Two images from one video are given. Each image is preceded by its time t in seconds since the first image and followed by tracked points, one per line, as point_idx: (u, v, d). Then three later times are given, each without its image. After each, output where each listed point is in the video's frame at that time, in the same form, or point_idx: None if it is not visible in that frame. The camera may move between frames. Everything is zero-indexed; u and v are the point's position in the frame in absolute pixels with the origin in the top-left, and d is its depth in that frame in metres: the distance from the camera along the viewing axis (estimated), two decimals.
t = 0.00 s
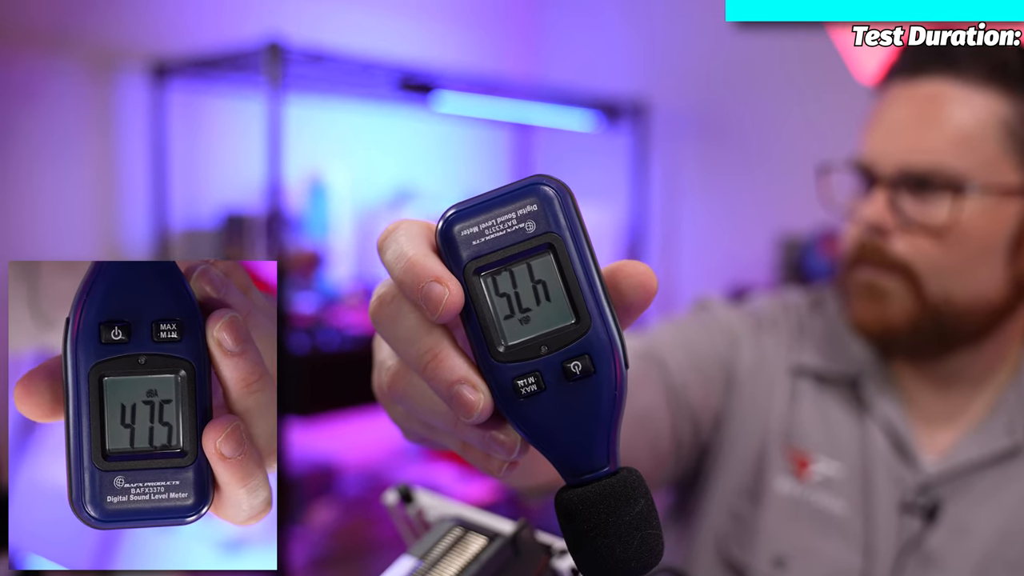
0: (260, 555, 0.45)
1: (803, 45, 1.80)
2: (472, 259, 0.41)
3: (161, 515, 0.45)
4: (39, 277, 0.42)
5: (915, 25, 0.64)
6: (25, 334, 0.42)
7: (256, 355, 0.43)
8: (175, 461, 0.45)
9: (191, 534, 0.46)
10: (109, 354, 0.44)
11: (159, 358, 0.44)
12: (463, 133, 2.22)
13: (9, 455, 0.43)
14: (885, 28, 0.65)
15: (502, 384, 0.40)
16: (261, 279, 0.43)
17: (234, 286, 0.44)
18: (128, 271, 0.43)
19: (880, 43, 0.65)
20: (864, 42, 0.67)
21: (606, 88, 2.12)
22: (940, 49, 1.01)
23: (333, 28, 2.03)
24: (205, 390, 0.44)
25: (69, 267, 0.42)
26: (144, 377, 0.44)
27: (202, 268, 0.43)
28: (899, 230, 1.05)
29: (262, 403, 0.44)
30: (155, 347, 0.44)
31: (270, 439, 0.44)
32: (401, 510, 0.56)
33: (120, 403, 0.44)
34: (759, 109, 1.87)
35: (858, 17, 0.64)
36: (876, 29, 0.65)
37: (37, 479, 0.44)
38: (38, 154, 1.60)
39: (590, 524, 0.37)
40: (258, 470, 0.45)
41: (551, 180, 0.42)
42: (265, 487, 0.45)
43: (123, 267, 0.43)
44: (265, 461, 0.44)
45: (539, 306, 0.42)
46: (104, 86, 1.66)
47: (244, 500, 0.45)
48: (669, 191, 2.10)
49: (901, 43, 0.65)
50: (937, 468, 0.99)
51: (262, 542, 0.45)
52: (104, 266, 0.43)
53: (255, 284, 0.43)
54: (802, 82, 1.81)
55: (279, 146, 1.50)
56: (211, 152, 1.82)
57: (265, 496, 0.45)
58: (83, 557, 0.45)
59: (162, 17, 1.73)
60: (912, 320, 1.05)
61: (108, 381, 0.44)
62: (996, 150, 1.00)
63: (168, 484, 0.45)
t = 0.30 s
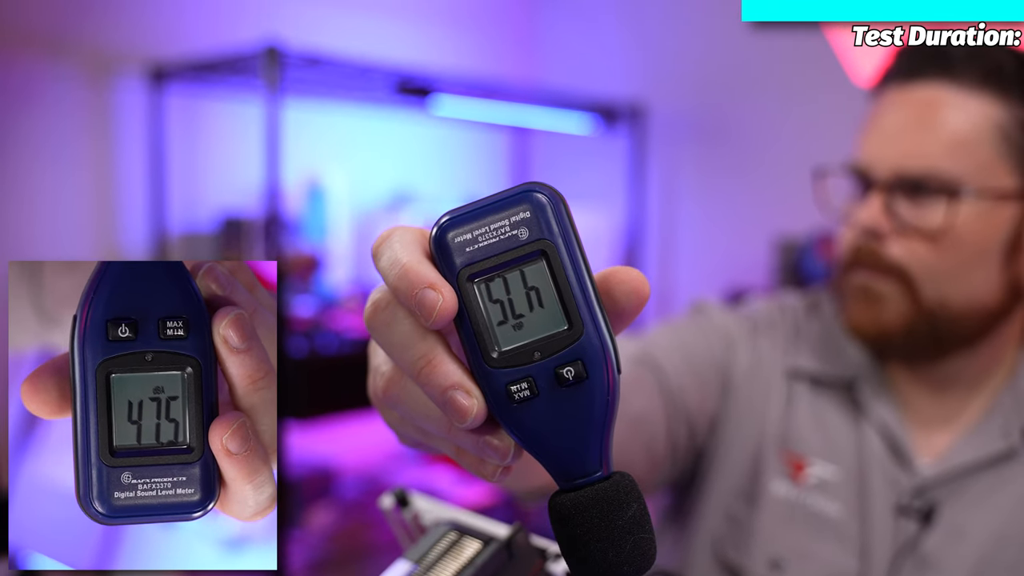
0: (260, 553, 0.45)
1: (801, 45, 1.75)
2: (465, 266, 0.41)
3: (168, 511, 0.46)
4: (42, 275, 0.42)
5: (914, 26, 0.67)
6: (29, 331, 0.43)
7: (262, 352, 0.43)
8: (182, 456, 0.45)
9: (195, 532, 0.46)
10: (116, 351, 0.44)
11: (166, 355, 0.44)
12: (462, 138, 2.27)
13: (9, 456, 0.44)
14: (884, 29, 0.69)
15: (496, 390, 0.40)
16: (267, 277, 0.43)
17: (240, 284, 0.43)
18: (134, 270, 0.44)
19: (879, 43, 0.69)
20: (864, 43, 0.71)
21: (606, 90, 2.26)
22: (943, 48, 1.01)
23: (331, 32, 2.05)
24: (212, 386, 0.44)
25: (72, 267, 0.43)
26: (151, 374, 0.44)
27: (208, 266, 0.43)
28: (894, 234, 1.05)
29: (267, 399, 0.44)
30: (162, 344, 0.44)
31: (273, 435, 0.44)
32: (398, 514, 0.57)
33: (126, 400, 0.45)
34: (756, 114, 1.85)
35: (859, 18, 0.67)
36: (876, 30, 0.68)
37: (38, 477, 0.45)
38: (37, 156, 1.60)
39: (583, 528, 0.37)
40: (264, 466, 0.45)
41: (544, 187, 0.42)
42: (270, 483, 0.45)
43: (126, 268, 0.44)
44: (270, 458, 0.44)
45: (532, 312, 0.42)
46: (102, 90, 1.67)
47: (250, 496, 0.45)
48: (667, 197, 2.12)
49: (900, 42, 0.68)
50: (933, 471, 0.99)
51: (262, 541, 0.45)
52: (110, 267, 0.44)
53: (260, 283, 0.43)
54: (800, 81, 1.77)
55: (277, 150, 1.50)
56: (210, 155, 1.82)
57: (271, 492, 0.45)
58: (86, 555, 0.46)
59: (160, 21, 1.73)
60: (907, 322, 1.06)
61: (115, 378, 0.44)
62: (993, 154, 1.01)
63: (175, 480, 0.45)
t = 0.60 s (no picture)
0: (260, 553, 0.45)
1: (799, 46, 1.76)
2: (462, 265, 0.41)
3: (168, 512, 0.46)
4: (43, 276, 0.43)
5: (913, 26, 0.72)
6: (29, 331, 0.43)
7: (263, 353, 0.43)
8: (183, 459, 0.45)
9: (192, 531, 0.46)
10: (117, 353, 0.44)
11: (167, 357, 0.45)
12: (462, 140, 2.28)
13: (8, 454, 0.44)
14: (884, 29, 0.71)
15: (493, 389, 0.40)
16: (267, 279, 0.43)
17: (241, 285, 0.43)
18: (136, 270, 0.44)
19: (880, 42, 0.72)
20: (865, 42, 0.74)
21: (605, 92, 2.26)
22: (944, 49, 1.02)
23: (331, 33, 2.05)
24: (213, 388, 0.44)
25: (73, 268, 0.43)
26: (152, 376, 0.45)
27: (209, 268, 0.43)
28: (892, 235, 1.05)
29: (269, 401, 0.44)
30: (162, 347, 0.45)
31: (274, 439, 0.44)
32: (396, 515, 0.56)
33: (127, 402, 0.45)
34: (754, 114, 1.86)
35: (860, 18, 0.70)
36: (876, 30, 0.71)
37: (38, 477, 0.44)
38: (37, 157, 1.61)
39: (579, 527, 0.37)
40: (265, 468, 0.45)
41: (541, 187, 0.42)
42: (271, 485, 0.45)
43: (129, 270, 0.44)
44: (271, 460, 0.44)
45: (529, 311, 0.42)
46: (102, 91, 1.67)
47: (251, 497, 0.45)
48: (667, 198, 2.12)
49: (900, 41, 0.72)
50: (931, 471, 0.99)
51: (262, 540, 0.45)
52: (112, 267, 0.44)
53: (261, 284, 0.43)
54: (801, 80, 1.76)
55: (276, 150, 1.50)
56: (209, 157, 1.83)
57: (271, 494, 0.45)
58: (84, 555, 0.46)
59: (159, 22, 1.74)
60: (906, 323, 1.06)
61: (116, 381, 0.45)
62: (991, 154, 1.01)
63: (176, 482, 0.46)
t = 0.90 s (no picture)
0: (261, 554, 0.45)
1: (796, 46, 1.76)
2: (459, 265, 0.41)
3: (170, 513, 0.46)
4: (44, 277, 0.43)
5: (911, 27, 0.73)
6: (30, 332, 0.43)
7: (263, 353, 0.43)
8: (185, 459, 0.45)
9: (194, 532, 0.46)
10: (118, 354, 0.44)
11: (168, 357, 0.44)
12: (459, 139, 2.29)
13: (9, 456, 0.43)
14: (884, 29, 0.72)
15: (490, 390, 0.40)
16: (268, 278, 0.43)
17: (243, 286, 0.43)
18: (137, 270, 0.44)
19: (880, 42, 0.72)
20: (864, 42, 0.75)
21: (603, 92, 2.27)
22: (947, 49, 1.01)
23: (329, 32, 2.06)
24: (214, 389, 0.44)
25: (72, 268, 0.42)
26: (154, 376, 0.44)
27: (211, 268, 0.42)
28: (920, 241, 1.03)
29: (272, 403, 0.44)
30: (164, 347, 0.44)
31: (276, 438, 0.44)
32: (393, 514, 0.57)
33: (129, 402, 0.45)
34: (752, 114, 1.86)
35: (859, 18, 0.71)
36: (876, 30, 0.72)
37: (39, 478, 0.44)
38: (36, 156, 1.60)
39: (577, 529, 0.37)
40: (266, 469, 0.44)
41: (538, 187, 0.42)
42: (273, 486, 0.45)
43: (131, 269, 0.44)
44: (273, 461, 0.44)
45: (526, 311, 0.42)
46: (100, 90, 1.67)
47: (252, 498, 0.45)
48: (664, 199, 2.13)
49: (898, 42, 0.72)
50: (928, 472, 1.00)
51: (263, 542, 0.45)
52: (113, 267, 0.44)
53: (263, 284, 0.43)
54: (799, 80, 1.76)
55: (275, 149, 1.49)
56: (206, 156, 1.82)
57: (273, 495, 0.45)
58: (86, 555, 0.46)
59: (158, 21, 1.73)
60: (935, 330, 1.04)
61: (117, 381, 0.44)
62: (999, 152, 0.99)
63: (178, 483, 0.45)
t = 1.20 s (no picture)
0: (259, 557, 0.44)
1: (797, 44, 1.75)
2: (465, 263, 0.41)
3: (162, 516, 0.45)
4: (39, 278, 0.42)
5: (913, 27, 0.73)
6: (25, 334, 0.42)
7: (256, 352, 0.43)
8: (176, 461, 0.45)
9: (193, 534, 0.45)
10: (109, 354, 0.44)
11: (159, 357, 0.44)
12: (459, 137, 2.29)
13: (9, 460, 0.43)
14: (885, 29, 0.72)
15: (496, 389, 0.40)
16: (261, 279, 0.43)
17: (235, 285, 0.43)
18: (128, 269, 0.43)
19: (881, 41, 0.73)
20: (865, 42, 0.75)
21: (604, 91, 2.27)
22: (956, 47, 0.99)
23: (329, 31, 2.06)
24: (206, 390, 0.44)
25: (70, 267, 0.42)
26: (145, 377, 0.44)
27: (203, 267, 0.42)
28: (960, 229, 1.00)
29: (264, 402, 0.43)
30: (155, 347, 0.44)
31: (270, 439, 0.44)
32: (395, 511, 0.56)
33: (120, 403, 0.44)
34: (753, 113, 1.85)
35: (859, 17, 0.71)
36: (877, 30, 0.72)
37: (37, 480, 0.44)
38: (37, 153, 1.60)
39: (586, 528, 0.37)
40: (260, 470, 0.44)
41: (545, 183, 0.42)
42: (266, 487, 0.44)
43: (121, 269, 0.43)
44: (267, 461, 0.44)
45: (533, 309, 0.41)
46: (100, 87, 1.66)
47: (245, 500, 0.44)
48: (665, 198, 2.12)
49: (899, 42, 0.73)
50: (931, 471, 0.99)
51: (260, 544, 0.45)
52: (103, 267, 0.43)
53: (255, 283, 0.43)
54: (799, 77, 1.75)
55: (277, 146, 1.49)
56: (206, 154, 1.82)
57: (266, 496, 0.44)
58: (84, 556, 0.45)
59: (158, 18, 1.73)
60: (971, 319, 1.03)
61: (108, 382, 0.44)
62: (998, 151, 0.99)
63: (169, 485, 0.45)
